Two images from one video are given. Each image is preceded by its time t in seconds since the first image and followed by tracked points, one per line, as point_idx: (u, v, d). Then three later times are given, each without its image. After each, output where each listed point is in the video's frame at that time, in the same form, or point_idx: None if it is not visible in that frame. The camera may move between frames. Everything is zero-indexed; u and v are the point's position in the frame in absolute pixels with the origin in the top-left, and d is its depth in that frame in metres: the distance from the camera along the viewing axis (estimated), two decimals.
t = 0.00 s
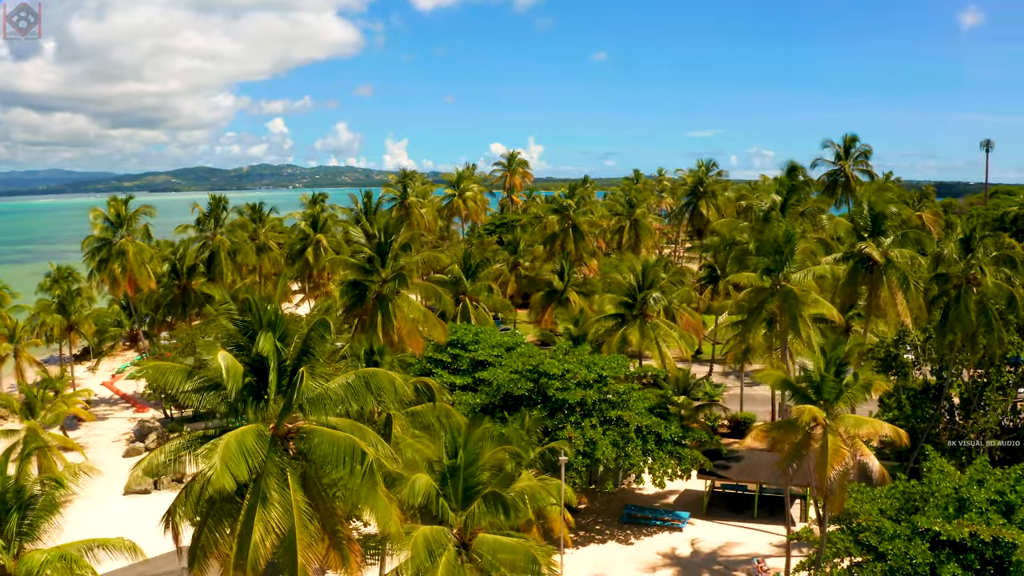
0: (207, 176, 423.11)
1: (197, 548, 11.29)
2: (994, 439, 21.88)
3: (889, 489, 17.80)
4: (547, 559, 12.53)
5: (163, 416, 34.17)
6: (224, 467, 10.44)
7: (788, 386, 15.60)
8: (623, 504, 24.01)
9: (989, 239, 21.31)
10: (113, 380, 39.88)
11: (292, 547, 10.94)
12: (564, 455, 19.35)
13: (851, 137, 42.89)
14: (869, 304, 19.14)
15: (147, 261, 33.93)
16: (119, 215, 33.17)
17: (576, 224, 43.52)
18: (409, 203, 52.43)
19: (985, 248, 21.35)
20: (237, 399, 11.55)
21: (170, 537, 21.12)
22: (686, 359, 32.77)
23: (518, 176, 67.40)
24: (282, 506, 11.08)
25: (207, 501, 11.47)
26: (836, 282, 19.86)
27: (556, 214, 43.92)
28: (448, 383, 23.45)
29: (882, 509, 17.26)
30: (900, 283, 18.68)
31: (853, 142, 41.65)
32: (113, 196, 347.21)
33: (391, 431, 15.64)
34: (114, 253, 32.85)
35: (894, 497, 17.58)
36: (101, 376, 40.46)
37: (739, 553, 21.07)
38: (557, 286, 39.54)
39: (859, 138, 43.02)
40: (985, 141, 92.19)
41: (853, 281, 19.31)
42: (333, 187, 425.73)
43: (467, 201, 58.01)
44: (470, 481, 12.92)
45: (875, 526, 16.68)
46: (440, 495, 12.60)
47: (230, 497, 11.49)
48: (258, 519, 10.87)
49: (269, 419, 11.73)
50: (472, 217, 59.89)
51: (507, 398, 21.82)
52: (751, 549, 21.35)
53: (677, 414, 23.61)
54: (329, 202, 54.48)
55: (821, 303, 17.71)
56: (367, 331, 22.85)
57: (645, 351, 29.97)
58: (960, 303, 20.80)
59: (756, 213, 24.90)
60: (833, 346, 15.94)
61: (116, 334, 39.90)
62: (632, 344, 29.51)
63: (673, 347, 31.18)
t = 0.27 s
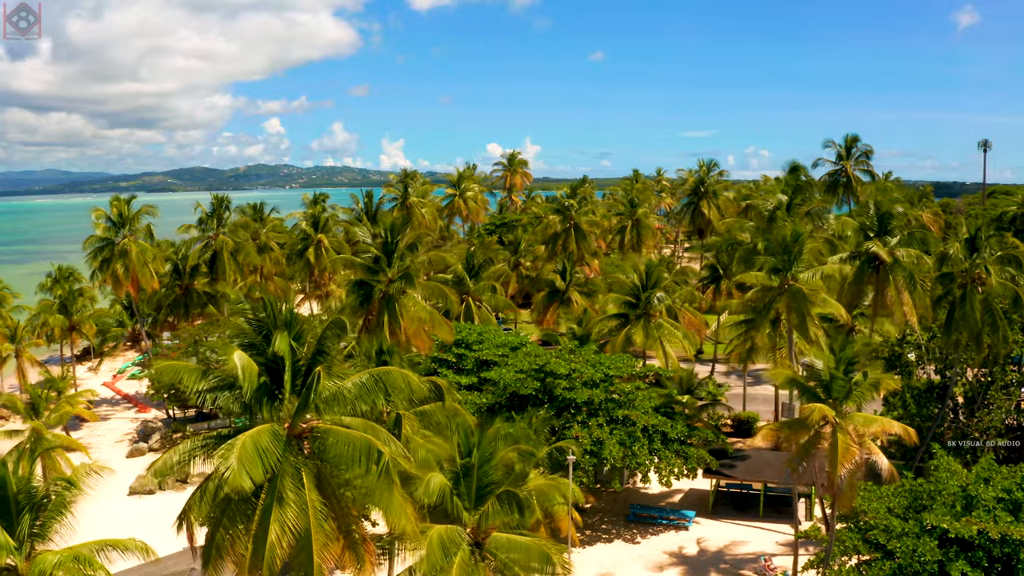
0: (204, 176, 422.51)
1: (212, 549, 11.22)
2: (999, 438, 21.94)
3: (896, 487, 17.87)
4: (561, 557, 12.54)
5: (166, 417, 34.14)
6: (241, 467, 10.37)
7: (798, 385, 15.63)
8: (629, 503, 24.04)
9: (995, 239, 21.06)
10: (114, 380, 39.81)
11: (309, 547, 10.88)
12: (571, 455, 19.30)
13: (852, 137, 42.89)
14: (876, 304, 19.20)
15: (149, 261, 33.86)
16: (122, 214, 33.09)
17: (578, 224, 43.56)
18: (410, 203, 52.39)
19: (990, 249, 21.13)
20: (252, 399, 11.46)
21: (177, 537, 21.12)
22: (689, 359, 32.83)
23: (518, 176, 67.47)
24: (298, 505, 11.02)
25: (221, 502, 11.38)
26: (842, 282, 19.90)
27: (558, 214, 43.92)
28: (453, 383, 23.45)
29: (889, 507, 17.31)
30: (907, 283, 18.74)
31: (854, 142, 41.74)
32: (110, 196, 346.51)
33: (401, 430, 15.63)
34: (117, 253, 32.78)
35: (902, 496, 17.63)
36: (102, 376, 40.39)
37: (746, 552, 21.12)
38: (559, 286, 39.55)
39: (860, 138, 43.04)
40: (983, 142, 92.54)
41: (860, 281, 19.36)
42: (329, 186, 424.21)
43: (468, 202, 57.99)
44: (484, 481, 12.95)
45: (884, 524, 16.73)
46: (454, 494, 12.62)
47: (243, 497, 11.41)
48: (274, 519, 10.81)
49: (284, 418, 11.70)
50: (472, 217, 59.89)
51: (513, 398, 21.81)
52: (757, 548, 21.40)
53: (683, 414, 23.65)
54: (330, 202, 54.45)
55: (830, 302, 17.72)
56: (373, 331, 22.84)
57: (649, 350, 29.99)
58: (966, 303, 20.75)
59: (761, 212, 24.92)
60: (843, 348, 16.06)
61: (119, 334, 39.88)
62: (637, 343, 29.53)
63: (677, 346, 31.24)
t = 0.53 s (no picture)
0: (201, 176, 421.85)
1: (228, 550, 11.11)
2: (1004, 437, 22.02)
3: (903, 485, 17.92)
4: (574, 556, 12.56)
5: (169, 417, 34.10)
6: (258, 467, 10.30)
7: (807, 383, 15.66)
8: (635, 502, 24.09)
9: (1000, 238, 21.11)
10: (116, 380, 39.76)
11: (325, 547, 10.82)
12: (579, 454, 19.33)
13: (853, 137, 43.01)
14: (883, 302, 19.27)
15: (151, 261, 33.81)
16: (124, 214, 33.02)
17: (580, 224, 43.62)
18: (411, 203, 52.38)
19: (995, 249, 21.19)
20: (266, 399, 11.42)
21: (183, 537, 21.09)
22: (692, 359, 32.86)
23: (518, 176, 67.50)
24: (314, 505, 10.98)
25: (236, 502, 11.26)
26: (849, 281, 19.96)
27: (560, 213, 43.94)
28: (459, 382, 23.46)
29: (897, 505, 17.36)
30: (914, 282, 18.82)
31: (855, 142, 41.85)
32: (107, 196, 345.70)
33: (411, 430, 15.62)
34: (119, 253, 32.70)
35: (909, 494, 17.68)
36: (103, 376, 40.34)
37: (752, 550, 21.17)
38: (561, 286, 39.54)
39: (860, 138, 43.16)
40: (980, 142, 92.66)
41: (867, 280, 19.41)
42: (326, 186, 423.79)
43: (468, 201, 57.99)
44: (497, 480, 12.97)
45: (892, 522, 16.78)
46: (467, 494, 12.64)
47: (258, 497, 11.33)
48: (290, 519, 10.76)
49: (298, 418, 11.69)
50: (473, 217, 59.91)
51: (519, 397, 21.82)
52: (763, 546, 21.46)
53: (689, 413, 23.69)
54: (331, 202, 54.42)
55: (839, 301, 17.76)
56: (379, 330, 22.83)
57: (653, 350, 30.03)
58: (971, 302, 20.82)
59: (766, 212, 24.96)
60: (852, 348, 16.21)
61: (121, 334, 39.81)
62: (641, 343, 29.57)
63: (680, 346, 31.27)
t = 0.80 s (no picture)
0: (197, 175, 421.31)
1: (243, 550, 11.08)
2: (1008, 435, 22.08)
3: (910, 483, 17.98)
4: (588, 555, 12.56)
5: (171, 417, 34.06)
6: (275, 468, 10.23)
7: (815, 382, 15.72)
8: (640, 501, 24.14)
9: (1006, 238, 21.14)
10: (117, 380, 39.67)
11: (342, 547, 10.81)
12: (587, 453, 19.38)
13: (854, 137, 43.11)
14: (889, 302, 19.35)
15: (154, 260, 33.75)
16: (127, 214, 32.97)
17: (582, 224, 43.63)
18: (411, 203, 52.40)
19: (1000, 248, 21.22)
20: (283, 399, 11.42)
21: (190, 537, 21.05)
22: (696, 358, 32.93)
23: (518, 175, 67.53)
24: (330, 505, 10.96)
25: (251, 502, 11.23)
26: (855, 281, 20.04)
27: (561, 213, 43.98)
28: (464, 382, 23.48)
29: (904, 503, 17.42)
30: (919, 281, 18.91)
31: (856, 142, 41.94)
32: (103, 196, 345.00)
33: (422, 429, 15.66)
34: (122, 253, 32.61)
35: (916, 492, 17.74)
36: (105, 376, 40.26)
37: (758, 549, 21.23)
38: (563, 286, 39.51)
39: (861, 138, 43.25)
40: (977, 141, 92.80)
41: (873, 279, 19.49)
42: (324, 186, 423.31)
43: (469, 202, 58.01)
44: (510, 479, 12.96)
45: (899, 520, 16.85)
46: (481, 493, 12.67)
47: (272, 497, 11.26)
48: (306, 519, 10.73)
49: (314, 417, 11.69)
50: (474, 217, 59.93)
51: (525, 396, 21.85)
52: (769, 545, 21.52)
53: (694, 412, 23.74)
54: (332, 202, 54.40)
55: (847, 300, 17.81)
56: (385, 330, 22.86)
57: (657, 349, 30.08)
58: (977, 301, 20.87)
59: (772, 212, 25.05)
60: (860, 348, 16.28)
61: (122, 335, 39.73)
62: (644, 342, 29.65)
63: (683, 345, 31.31)
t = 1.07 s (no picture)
0: (194, 175, 420.27)
1: (259, 550, 11.05)
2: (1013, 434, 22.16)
3: (917, 481, 18.05)
4: (601, 554, 12.53)
5: (173, 417, 33.99)
6: (293, 468, 10.20)
7: (824, 381, 15.77)
8: (645, 500, 24.18)
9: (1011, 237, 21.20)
10: (118, 380, 39.56)
11: (357, 546, 10.80)
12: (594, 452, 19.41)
13: (854, 137, 43.20)
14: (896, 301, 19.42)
15: (156, 260, 33.67)
16: (129, 214, 32.87)
17: (583, 223, 43.62)
18: (412, 202, 52.36)
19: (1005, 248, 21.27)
20: (299, 398, 11.46)
21: (196, 537, 20.97)
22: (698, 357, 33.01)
23: (518, 175, 67.46)
24: (345, 504, 10.94)
25: (266, 501, 11.20)
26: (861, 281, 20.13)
27: (563, 213, 43.98)
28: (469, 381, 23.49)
29: (911, 501, 17.48)
30: (925, 280, 19.00)
31: (857, 142, 42.03)
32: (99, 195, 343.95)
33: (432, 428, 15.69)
34: (124, 252, 32.51)
35: (923, 490, 17.80)
36: (105, 376, 40.14)
37: (764, 548, 21.29)
38: (564, 285, 39.45)
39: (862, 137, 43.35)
40: (974, 142, 93.19)
41: (879, 278, 19.56)
42: (320, 185, 422.63)
43: (469, 201, 58.00)
44: (523, 478, 12.98)
45: (907, 518, 16.90)
46: (495, 492, 12.69)
47: (287, 497, 11.24)
48: (322, 518, 10.73)
49: (329, 416, 11.70)
50: (474, 217, 59.91)
51: (532, 396, 21.89)
52: (775, 544, 21.58)
53: (699, 412, 23.78)
54: (332, 201, 54.34)
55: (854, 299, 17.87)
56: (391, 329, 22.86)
57: (660, 348, 30.11)
58: (982, 300, 20.92)
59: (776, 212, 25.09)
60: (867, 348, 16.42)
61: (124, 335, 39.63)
62: (648, 341, 29.71)
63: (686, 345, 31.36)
